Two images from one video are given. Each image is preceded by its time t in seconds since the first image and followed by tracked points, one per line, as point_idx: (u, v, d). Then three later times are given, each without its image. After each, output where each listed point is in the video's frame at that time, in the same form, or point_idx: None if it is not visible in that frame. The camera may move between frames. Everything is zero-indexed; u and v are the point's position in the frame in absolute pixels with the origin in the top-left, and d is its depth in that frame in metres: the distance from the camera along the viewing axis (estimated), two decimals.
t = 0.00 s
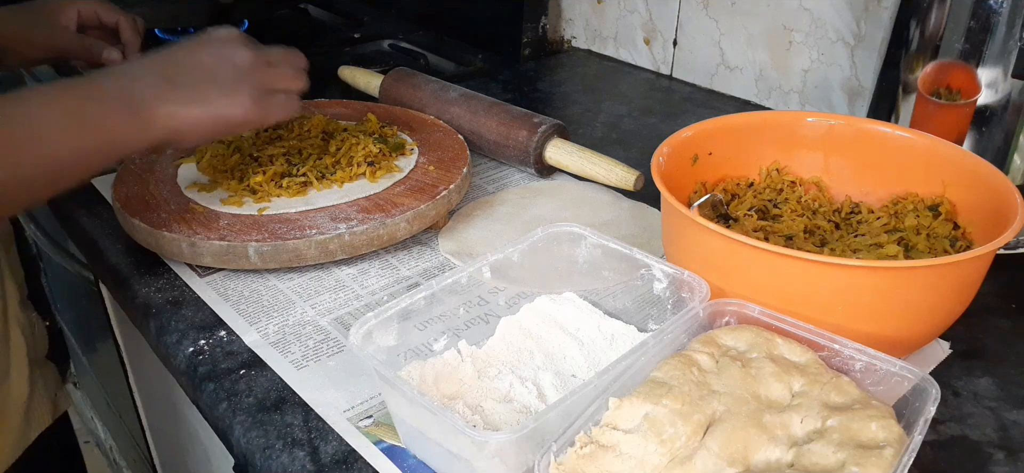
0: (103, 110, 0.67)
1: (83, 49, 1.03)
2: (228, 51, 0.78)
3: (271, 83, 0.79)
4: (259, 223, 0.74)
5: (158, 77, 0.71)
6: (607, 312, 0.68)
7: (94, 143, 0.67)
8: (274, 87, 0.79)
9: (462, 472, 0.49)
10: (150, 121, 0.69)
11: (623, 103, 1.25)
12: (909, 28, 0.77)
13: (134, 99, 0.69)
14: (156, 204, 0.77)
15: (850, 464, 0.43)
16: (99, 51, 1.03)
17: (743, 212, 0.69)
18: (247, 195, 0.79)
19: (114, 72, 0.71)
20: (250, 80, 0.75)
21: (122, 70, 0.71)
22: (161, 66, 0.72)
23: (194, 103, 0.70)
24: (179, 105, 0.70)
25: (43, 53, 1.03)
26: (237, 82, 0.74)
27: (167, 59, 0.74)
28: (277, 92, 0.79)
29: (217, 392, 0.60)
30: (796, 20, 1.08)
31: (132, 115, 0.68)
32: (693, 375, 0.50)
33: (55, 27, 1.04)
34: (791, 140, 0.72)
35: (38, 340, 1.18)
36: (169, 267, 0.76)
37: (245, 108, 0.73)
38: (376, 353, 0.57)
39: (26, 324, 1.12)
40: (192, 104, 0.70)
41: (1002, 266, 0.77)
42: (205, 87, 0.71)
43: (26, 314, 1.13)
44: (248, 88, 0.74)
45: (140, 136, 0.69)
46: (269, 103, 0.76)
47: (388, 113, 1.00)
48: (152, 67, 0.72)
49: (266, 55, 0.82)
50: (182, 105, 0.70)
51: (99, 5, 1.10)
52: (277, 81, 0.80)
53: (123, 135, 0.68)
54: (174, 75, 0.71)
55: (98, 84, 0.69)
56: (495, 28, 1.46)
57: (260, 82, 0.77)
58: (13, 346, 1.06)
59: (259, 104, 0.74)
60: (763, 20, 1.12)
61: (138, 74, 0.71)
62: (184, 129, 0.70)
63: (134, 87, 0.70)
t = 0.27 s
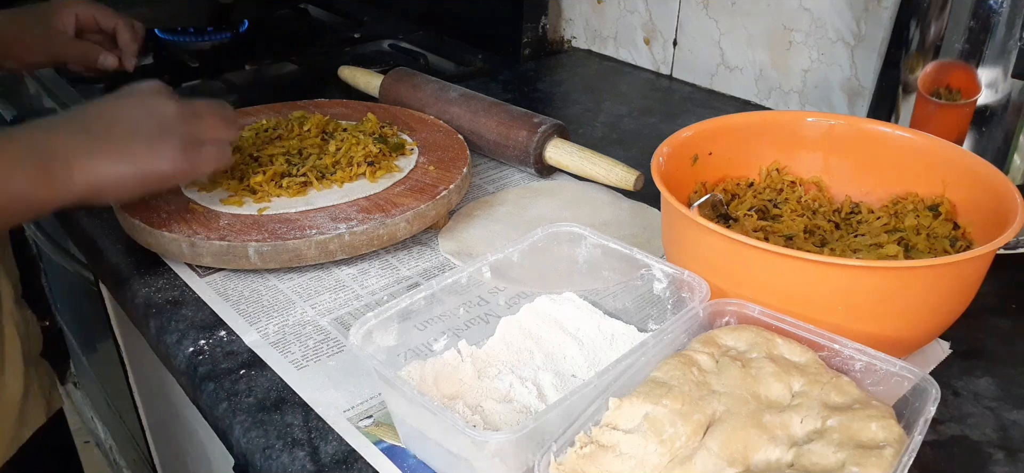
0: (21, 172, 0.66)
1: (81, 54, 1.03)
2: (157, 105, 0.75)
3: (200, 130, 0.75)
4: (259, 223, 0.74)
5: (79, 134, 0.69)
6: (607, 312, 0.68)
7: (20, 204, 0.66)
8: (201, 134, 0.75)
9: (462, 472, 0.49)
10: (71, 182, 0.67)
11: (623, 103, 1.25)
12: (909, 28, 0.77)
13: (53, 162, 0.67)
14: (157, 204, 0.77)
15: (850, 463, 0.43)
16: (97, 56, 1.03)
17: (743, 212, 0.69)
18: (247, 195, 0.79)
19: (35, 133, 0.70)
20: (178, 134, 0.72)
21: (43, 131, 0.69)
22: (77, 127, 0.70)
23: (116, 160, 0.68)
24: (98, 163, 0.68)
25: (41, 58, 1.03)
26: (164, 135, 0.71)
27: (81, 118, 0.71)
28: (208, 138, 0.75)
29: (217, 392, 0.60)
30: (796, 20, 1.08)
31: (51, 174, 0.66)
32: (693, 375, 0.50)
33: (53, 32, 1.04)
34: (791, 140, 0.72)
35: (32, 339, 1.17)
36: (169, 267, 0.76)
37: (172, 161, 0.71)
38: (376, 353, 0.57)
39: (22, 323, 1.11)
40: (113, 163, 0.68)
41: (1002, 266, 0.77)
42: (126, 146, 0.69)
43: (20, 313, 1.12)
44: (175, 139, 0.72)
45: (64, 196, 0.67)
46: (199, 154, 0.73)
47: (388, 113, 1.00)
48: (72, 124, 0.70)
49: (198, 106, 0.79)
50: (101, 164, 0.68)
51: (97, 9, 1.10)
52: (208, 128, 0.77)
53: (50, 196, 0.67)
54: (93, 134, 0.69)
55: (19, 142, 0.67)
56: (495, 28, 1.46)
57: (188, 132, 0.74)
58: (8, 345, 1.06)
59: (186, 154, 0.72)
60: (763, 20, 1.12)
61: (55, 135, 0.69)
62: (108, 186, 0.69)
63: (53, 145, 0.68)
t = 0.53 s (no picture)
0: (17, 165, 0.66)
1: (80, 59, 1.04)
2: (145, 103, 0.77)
3: (190, 121, 0.76)
4: (259, 223, 0.74)
5: (73, 126, 0.70)
6: (607, 312, 0.68)
7: (18, 195, 0.67)
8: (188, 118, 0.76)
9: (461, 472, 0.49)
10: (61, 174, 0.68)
11: (623, 103, 1.25)
12: (909, 28, 0.77)
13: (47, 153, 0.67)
14: (157, 204, 0.77)
15: (850, 463, 0.43)
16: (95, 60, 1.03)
17: (743, 212, 0.69)
18: (247, 195, 0.79)
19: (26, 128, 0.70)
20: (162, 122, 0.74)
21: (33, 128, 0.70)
22: (67, 121, 0.71)
23: (105, 149, 0.69)
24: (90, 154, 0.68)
25: (40, 58, 1.04)
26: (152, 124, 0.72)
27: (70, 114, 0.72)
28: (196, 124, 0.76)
29: (217, 392, 0.60)
30: (796, 20, 1.08)
31: (45, 166, 0.67)
32: (693, 375, 0.50)
33: (52, 33, 1.03)
34: (791, 140, 0.72)
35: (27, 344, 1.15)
36: (169, 267, 0.76)
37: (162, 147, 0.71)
38: (376, 353, 0.57)
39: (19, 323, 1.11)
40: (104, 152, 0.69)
41: (1002, 266, 0.77)
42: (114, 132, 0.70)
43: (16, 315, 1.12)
44: (166, 126, 0.73)
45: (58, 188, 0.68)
46: (187, 140, 0.74)
47: (388, 113, 1.00)
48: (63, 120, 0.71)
49: (189, 91, 0.80)
50: (92, 153, 0.69)
51: (96, 11, 1.09)
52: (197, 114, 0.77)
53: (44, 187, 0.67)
54: (82, 126, 0.70)
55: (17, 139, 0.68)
56: (495, 27, 1.46)
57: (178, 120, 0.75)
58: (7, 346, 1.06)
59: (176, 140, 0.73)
60: (763, 20, 1.12)
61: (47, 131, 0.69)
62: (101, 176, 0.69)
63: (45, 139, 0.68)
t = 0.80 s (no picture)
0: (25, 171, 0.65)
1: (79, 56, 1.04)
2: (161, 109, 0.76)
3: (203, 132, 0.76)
4: (259, 223, 0.74)
5: (80, 136, 0.69)
6: (607, 312, 0.68)
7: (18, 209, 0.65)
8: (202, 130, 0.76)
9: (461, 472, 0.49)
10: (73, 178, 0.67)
11: (623, 103, 1.25)
12: (909, 28, 0.77)
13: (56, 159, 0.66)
14: (156, 205, 0.77)
15: (850, 463, 0.43)
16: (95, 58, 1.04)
17: (743, 212, 0.69)
18: (247, 195, 0.80)
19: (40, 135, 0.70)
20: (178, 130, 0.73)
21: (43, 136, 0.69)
22: (81, 127, 0.70)
23: (117, 158, 0.68)
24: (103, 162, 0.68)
25: (42, 57, 1.03)
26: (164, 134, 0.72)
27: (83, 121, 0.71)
28: (211, 137, 0.75)
29: (217, 392, 0.60)
30: (796, 20, 1.08)
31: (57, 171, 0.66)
32: (693, 375, 0.50)
33: (50, 30, 1.04)
34: (791, 140, 0.72)
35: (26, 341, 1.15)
36: (169, 267, 0.76)
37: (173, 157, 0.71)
38: (376, 353, 0.57)
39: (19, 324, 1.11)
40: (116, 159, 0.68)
41: (1002, 266, 0.77)
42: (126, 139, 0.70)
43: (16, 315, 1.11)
44: (174, 138, 0.72)
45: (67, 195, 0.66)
46: (200, 153, 0.73)
47: (388, 113, 1.00)
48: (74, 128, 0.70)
49: (198, 103, 0.80)
50: (104, 160, 0.68)
51: (95, 8, 1.09)
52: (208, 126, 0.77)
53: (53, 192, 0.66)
54: (94, 135, 0.70)
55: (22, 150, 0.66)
56: (495, 27, 1.46)
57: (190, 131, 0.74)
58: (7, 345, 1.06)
59: (188, 152, 0.72)
60: (763, 20, 1.12)
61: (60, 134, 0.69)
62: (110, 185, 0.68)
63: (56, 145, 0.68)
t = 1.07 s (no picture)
0: None
1: (80, 58, 1.04)
2: (109, 147, 0.56)
3: (160, 200, 0.56)
4: (259, 223, 0.74)
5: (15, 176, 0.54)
6: (607, 312, 0.68)
7: None
8: (168, 187, 0.57)
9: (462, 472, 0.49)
10: None
11: (623, 103, 1.25)
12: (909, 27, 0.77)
13: None
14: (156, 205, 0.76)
15: (850, 463, 0.43)
16: (97, 60, 1.05)
17: (743, 212, 0.69)
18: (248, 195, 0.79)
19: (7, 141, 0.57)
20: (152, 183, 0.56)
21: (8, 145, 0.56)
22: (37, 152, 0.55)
23: (40, 209, 0.53)
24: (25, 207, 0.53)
25: (43, 59, 1.03)
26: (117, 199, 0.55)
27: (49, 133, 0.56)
28: (169, 213, 0.56)
29: (217, 392, 0.60)
30: (796, 20, 1.08)
31: None
32: (693, 375, 0.50)
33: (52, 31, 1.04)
34: (791, 140, 0.72)
35: (27, 344, 1.14)
36: (169, 267, 0.76)
37: (109, 232, 0.55)
38: (376, 353, 0.57)
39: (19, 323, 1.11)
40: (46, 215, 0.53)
41: (1002, 266, 0.77)
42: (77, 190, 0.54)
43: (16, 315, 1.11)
44: (127, 207, 0.55)
45: None
46: (144, 234, 0.56)
47: (387, 112, 1.00)
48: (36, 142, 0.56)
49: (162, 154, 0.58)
50: (26, 212, 0.53)
51: (97, 11, 1.10)
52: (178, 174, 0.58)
53: None
54: (44, 169, 0.54)
55: None
56: (495, 27, 1.46)
57: (147, 198, 0.56)
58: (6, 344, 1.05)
59: (132, 229, 0.56)
60: (764, 20, 1.12)
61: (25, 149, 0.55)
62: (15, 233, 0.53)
63: None
